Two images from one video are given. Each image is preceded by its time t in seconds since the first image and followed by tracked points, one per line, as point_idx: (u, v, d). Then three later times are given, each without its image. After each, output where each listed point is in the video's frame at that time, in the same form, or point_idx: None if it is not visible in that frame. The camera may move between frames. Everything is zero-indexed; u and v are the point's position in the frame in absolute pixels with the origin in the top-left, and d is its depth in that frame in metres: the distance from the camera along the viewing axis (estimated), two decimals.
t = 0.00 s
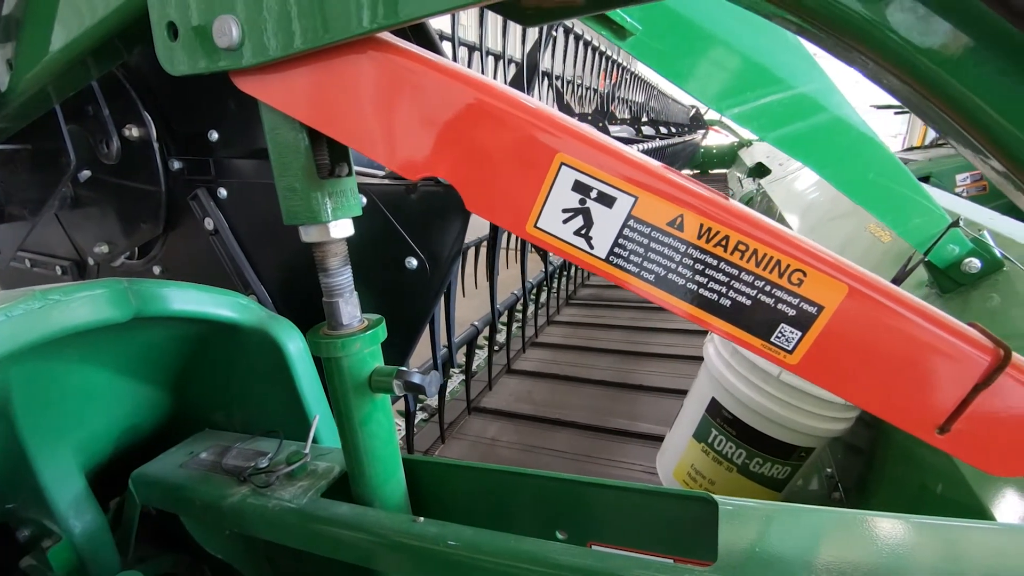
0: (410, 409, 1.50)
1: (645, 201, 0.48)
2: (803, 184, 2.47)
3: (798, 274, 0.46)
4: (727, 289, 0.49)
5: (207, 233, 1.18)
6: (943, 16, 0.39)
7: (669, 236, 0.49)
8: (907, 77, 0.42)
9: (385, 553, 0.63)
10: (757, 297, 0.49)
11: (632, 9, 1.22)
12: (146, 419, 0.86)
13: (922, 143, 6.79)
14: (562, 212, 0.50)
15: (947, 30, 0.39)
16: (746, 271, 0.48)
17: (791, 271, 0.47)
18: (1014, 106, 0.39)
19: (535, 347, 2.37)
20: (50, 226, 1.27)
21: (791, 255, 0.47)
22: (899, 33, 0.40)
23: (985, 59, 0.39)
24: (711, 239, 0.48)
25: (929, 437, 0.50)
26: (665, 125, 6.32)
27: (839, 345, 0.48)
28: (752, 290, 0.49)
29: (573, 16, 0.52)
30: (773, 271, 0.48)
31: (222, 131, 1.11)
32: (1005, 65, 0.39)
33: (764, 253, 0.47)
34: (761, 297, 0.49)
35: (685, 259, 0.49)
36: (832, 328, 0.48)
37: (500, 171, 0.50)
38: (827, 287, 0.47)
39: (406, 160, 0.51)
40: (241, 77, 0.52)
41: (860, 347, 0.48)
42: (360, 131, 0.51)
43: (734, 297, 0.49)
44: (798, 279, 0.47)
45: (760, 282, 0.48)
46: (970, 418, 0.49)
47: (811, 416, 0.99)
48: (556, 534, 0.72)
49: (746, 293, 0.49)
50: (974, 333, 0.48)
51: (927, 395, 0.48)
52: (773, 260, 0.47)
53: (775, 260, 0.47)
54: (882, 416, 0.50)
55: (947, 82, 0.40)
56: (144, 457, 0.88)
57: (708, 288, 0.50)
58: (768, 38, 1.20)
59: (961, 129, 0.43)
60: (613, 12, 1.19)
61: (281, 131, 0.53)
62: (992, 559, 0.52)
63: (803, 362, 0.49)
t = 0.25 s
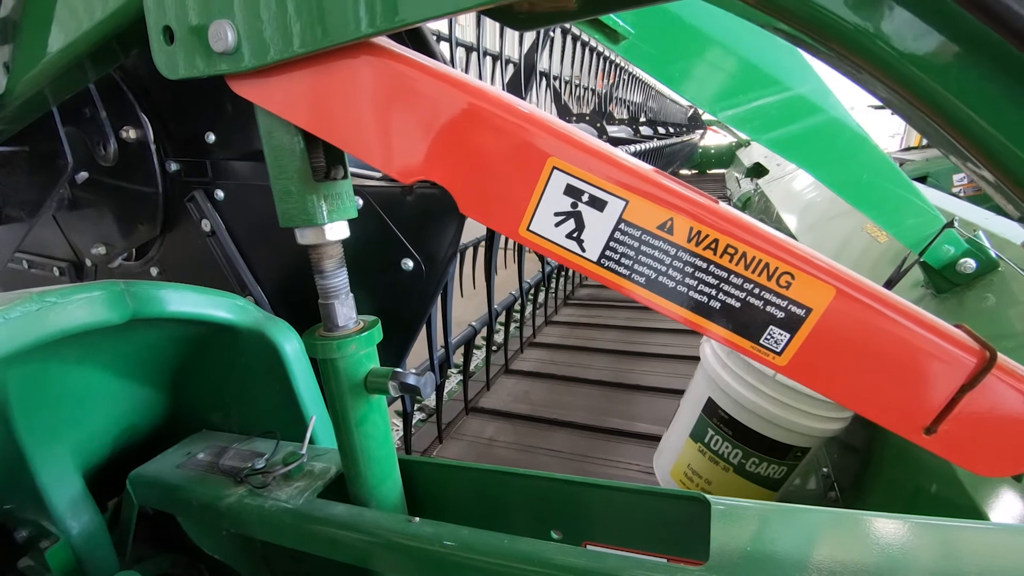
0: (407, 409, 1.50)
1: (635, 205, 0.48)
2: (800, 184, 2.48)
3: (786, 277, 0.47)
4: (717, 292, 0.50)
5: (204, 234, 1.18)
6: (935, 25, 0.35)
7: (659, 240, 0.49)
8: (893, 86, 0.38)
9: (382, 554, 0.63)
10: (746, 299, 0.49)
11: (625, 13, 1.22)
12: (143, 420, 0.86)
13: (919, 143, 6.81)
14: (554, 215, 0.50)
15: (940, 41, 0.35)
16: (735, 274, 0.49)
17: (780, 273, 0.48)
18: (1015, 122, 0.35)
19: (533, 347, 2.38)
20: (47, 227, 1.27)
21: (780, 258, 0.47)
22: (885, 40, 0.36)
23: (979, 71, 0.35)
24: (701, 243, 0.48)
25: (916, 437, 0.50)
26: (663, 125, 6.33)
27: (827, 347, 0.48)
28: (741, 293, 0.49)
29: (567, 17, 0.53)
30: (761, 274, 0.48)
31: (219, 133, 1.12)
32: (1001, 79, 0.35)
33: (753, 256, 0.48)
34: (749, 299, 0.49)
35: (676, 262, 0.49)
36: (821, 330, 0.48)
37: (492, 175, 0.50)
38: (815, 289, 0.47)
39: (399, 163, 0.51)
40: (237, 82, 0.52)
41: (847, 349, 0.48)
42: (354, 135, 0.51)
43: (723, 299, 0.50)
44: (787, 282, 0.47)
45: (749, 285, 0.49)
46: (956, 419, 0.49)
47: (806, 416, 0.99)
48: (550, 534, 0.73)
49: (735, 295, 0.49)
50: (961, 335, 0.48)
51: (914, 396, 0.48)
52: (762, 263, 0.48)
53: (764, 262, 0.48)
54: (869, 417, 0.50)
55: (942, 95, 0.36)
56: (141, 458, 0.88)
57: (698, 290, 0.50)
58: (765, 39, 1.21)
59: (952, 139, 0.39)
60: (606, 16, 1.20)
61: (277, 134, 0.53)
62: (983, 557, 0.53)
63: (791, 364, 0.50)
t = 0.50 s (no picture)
0: (405, 409, 1.50)
1: (628, 207, 0.49)
2: (798, 184, 2.49)
3: (776, 278, 0.47)
4: (708, 293, 0.50)
5: (202, 235, 1.19)
6: (920, 30, 0.35)
7: (651, 242, 0.49)
8: (882, 90, 0.37)
9: (380, 553, 0.63)
10: (737, 300, 0.50)
11: (620, 17, 1.26)
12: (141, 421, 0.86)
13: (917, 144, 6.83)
14: (548, 218, 0.50)
15: (926, 47, 0.35)
16: (726, 275, 0.49)
17: (770, 275, 0.48)
18: (1003, 129, 0.35)
19: (531, 347, 2.38)
20: (45, 229, 1.27)
21: (770, 259, 0.48)
22: (874, 44, 0.36)
23: (966, 77, 0.35)
24: (693, 245, 0.48)
25: (904, 436, 0.50)
26: (661, 125, 6.34)
27: (817, 348, 0.49)
28: (732, 294, 0.49)
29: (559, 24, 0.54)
30: (751, 275, 0.48)
31: (217, 134, 1.12)
32: (988, 85, 0.35)
33: (744, 258, 0.48)
34: (740, 300, 0.50)
35: (668, 264, 0.50)
36: (810, 331, 0.48)
37: (485, 177, 0.50)
38: (805, 290, 0.48)
39: (394, 166, 0.51)
40: (234, 85, 0.52)
41: (836, 349, 0.48)
42: (349, 137, 0.51)
43: (715, 300, 0.50)
44: (777, 283, 0.48)
45: (739, 286, 0.49)
46: (944, 418, 0.49)
47: (803, 416, 1.00)
48: (546, 533, 0.73)
49: (726, 296, 0.50)
50: (948, 335, 0.49)
51: (902, 396, 0.49)
52: (753, 265, 0.48)
53: (754, 264, 0.48)
54: (858, 416, 0.50)
55: (928, 101, 0.36)
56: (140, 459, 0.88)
57: (690, 291, 0.50)
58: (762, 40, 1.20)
59: (942, 146, 0.38)
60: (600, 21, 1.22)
61: (274, 137, 0.53)
62: (976, 555, 0.54)
63: (782, 364, 0.50)
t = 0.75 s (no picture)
0: (404, 409, 1.50)
1: (625, 208, 0.49)
2: (796, 184, 2.50)
3: (770, 278, 0.47)
4: (704, 293, 0.50)
5: (201, 235, 1.19)
6: (911, 35, 0.35)
7: (647, 242, 0.50)
8: (874, 92, 0.38)
9: (379, 551, 0.63)
10: (731, 300, 0.50)
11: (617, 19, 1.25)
12: (141, 420, 0.86)
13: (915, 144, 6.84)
14: (545, 218, 0.51)
15: (917, 51, 0.35)
16: (722, 275, 0.49)
17: (764, 274, 0.48)
18: (995, 131, 0.35)
19: (530, 347, 2.38)
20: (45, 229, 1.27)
21: (765, 259, 0.48)
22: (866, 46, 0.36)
23: (957, 81, 0.35)
24: (688, 244, 0.49)
25: (897, 433, 0.51)
26: (660, 125, 6.35)
27: (811, 346, 0.49)
28: (727, 293, 0.50)
29: (557, 25, 0.54)
30: (746, 275, 0.49)
31: (216, 135, 1.12)
32: (979, 88, 0.35)
33: (739, 257, 0.48)
34: (735, 300, 0.50)
35: (664, 263, 0.50)
36: (804, 329, 0.49)
37: (484, 177, 0.50)
38: (799, 290, 0.48)
39: (392, 166, 0.51)
40: (234, 86, 0.52)
41: (830, 347, 0.49)
42: (348, 137, 0.51)
43: (711, 300, 0.50)
44: (770, 282, 0.48)
45: (734, 286, 0.49)
46: (936, 415, 0.49)
47: (801, 415, 1.00)
48: (544, 530, 0.73)
49: (721, 296, 0.50)
50: (939, 333, 0.49)
51: (893, 393, 0.49)
52: (747, 264, 0.48)
53: (748, 264, 0.48)
54: (852, 414, 0.51)
55: (920, 104, 0.36)
56: (139, 458, 0.88)
57: (686, 291, 0.51)
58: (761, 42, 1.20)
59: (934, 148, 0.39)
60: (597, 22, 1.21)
61: (274, 138, 0.53)
62: (971, 552, 0.54)
63: (776, 362, 0.50)
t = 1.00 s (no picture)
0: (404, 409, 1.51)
1: (624, 207, 0.49)
2: (794, 184, 2.50)
3: (769, 276, 0.47)
4: (703, 291, 0.50)
5: (200, 235, 1.19)
6: (910, 34, 0.35)
7: (647, 241, 0.50)
8: (873, 91, 0.38)
9: (380, 550, 0.63)
10: (731, 298, 0.50)
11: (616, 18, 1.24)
12: (140, 420, 0.86)
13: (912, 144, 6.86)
14: (545, 217, 0.51)
15: (915, 50, 0.35)
16: (721, 274, 0.49)
17: (763, 273, 0.48)
18: (992, 131, 0.35)
19: (529, 347, 2.38)
20: (43, 229, 1.27)
21: (764, 258, 0.48)
22: (864, 46, 0.36)
23: (955, 81, 0.35)
24: (688, 243, 0.49)
25: (895, 430, 0.51)
26: (659, 125, 6.35)
27: (810, 344, 0.49)
28: (727, 292, 0.50)
29: (557, 25, 0.54)
30: (745, 273, 0.49)
31: (215, 135, 1.12)
32: (977, 87, 0.35)
33: (738, 256, 0.48)
34: (734, 298, 0.50)
35: (663, 262, 0.50)
36: (803, 327, 0.49)
37: (484, 176, 0.50)
38: (798, 288, 0.48)
39: (393, 165, 0.51)
40: (233, 86, 0.52)
41: (829, 346, 0.49)
42: (348, 136, 0.51)
43: (710, 298, 0.50)
44: (770, 281, 0.48)
45: (733, 284, 0.49)
46: (934, 412, 0.50)
47: (800, 414, 1.00)
48: (544, 529, 0.73)
49: (721, 294, 0.50)
50: (937, 332, 0.49)
51: (892, 391, 0.49)
52: (746, 263, 0.48)
53: (748, 262, 0.48)
54: (851, 412, 0.51)
55: (918, 103, 0.36)
56: (138, 458, 0.88)
57: (685, 290, 0.51)
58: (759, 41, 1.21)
59: (932, 147, 0.39)
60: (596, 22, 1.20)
61: (274, 137, 0.53)
62: (968, 549, 0.54)
63: (775, 360, 0.50)
